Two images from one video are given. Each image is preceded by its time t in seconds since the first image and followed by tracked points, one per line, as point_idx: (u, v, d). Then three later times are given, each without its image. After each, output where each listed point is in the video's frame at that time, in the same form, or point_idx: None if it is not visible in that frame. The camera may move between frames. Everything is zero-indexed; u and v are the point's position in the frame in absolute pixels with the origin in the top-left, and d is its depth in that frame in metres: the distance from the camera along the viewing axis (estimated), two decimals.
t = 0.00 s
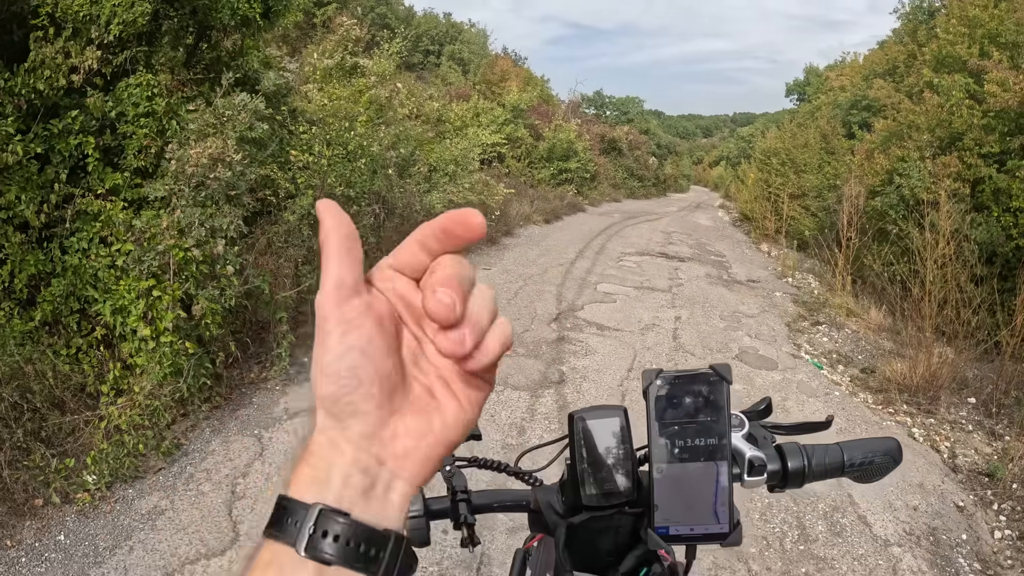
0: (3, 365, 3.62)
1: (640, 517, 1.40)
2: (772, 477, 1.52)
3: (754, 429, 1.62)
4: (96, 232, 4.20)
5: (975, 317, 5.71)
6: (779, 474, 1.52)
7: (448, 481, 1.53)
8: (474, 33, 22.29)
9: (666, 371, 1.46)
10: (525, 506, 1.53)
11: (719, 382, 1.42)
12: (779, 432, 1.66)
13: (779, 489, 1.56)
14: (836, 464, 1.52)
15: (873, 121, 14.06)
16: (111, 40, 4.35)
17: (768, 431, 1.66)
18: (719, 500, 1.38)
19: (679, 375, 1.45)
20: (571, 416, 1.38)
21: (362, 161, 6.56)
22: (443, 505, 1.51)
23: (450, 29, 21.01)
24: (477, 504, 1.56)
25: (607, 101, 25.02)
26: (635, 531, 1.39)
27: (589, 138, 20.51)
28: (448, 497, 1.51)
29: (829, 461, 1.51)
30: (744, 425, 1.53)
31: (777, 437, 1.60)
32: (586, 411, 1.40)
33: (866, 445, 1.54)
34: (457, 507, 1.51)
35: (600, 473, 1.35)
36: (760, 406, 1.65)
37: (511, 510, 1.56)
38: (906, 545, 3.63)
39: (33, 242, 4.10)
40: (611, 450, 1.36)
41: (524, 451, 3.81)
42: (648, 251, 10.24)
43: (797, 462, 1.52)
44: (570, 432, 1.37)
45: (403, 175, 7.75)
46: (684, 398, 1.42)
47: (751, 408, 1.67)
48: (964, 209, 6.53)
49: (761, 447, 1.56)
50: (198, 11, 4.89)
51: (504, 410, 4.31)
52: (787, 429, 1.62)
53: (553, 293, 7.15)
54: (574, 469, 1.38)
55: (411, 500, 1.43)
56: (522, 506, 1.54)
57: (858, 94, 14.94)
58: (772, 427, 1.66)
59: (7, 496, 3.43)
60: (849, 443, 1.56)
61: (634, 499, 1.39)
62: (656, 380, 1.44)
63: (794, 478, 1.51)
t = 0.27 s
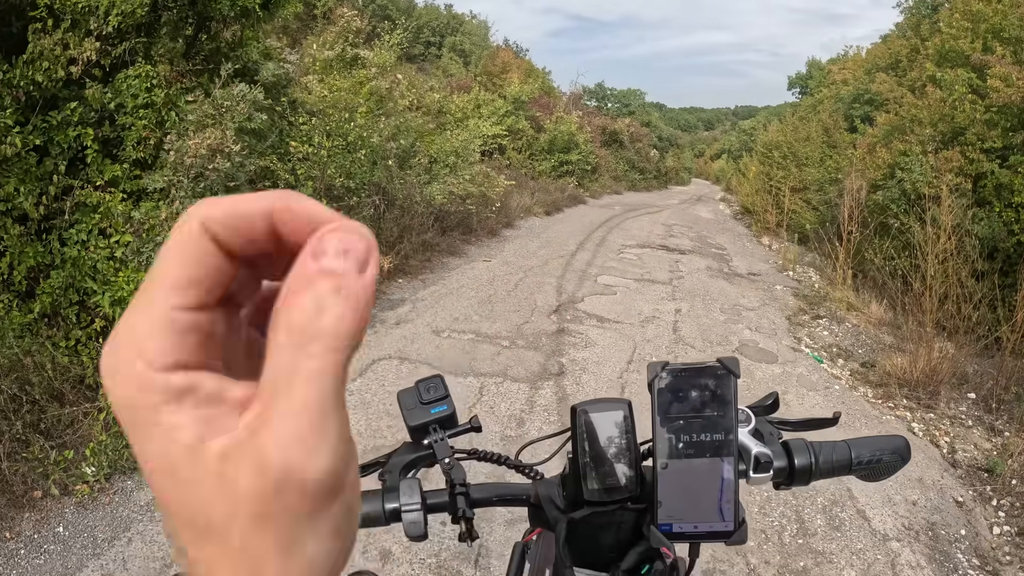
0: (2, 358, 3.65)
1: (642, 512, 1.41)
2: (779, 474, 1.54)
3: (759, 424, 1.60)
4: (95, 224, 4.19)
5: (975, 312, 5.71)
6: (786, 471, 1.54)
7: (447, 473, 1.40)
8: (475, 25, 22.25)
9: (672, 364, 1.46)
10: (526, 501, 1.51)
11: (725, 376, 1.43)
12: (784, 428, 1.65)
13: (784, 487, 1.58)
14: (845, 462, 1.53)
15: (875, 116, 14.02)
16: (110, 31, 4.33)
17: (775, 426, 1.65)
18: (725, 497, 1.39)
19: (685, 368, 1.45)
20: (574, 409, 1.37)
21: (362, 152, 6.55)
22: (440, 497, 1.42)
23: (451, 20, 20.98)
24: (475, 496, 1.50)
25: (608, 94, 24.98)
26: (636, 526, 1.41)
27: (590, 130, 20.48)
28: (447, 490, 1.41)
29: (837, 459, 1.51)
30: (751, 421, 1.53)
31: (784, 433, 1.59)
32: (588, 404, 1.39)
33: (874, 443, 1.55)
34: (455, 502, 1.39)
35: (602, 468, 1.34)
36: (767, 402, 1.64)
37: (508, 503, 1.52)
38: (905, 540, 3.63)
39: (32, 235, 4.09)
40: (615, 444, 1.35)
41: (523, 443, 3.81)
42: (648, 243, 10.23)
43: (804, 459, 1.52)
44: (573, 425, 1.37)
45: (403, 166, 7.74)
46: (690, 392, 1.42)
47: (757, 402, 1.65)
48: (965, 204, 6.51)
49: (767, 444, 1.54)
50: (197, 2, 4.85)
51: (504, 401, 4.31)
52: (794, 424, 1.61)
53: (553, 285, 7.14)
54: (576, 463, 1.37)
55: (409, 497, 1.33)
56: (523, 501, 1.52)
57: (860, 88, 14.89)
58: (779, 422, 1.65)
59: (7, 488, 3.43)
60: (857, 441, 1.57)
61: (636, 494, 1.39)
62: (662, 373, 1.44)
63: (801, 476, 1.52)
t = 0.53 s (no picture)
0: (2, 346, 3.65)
1: (661, 492, 1.36)
2: (799, 452, 1.52)
3: (778, 402, 1.61)
4: (95, 212, 4.20)
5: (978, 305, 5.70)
6: (806, 449, 1.53)
7: (458, 450, 1.40)
8: (476, 16, 22.20)
9: (692, 335, 1.41)
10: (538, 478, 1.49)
11: (746, 348, 1.40)
12: (801, 406, 1.67)
13: (803, 466, 1.56)
14: (864, 440, 1.52)
15: (877, 108, 13.98)
16: (109, 19, 4.34)
17: (792, 404, 1.65)
18: (747, 474, 1.39)
19: (705, 339, 1.41)
20: (589, 384, 1.33)
21: (363, 141, 6.56)
22: (451, 475, 1.40)
23: (452, 11, 20.94)
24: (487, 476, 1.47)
25: (610, 85, 24.99)
26: (654, 507, 1.36)
27: (592, 121, 20.45)
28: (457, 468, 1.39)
29: (857, 437, 1.51)
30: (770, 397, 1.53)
31: (802, 411, 1.59)
32: (601, 378, 1.35)
33: (893, 421, 1.54)
34: (466, 480, 1.37)
35: (619, 445, 1.29)
36: (786, 378, 1.65)
37: (522, 482, 1.52)
38: (907, 532, 3.63)
39: (32, 224, 4.12)
40: (631, 422, 1.30)
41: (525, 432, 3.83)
42: (650, 233, 10.22)
43: (824, 437, 1.51)
44: (588, 400, 1.33)
45: (404, 156, 7.75)
46: (711, 364, 1.39)
47: (775, 379, 1.66)
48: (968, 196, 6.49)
49: (786, 421, 1.55)
50: None
51: (505, 390, 4.33)
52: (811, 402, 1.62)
53: (555, 274, 7.15)
54: (592, 441, 1.33)
55: (418, 475, 1.27)
56: (534, 479, 1.50)
57: (863, 81, 14.84)
58: (796, 400, 1.65)
59: (6, 477, 3.35)
60: (877, 419, 1.56)
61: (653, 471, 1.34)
62: (682, 344, 1.39)
63: (821, 453, 1.51)
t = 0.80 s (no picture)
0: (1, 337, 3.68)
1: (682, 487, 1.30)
2: (822, 447, 1.52)
3: (800, 395, 1.60)
4: (95, 203, 4.21)
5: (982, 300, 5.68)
6: (829, 444, 1.52)
7: (469, 442, 1.37)
8: (479, 7, 22.14)
9: (717, 323, 1.42)
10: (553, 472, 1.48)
11: (772, 336, 1.41)
12: (823, 400, 1.66)
13: (825, 461, 1.56)
14: (889, 436, 1.52)
15: (881, 102, 13.93)
16: (108, 9, 4.33)
17: (813, 395, 1.64)
18: (773, 470, 1.38)
19: (729, 329, 1.42)
20: (609, 374, 1.34)
21: (364, 132, 6.55)
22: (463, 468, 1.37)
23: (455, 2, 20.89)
24: (499, 467, 1.48)
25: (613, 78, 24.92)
26: (674, 503, 1.31)
27: (595, 114, 20.40)
28: (470, 461, 1.36)
29: (881, 432, 1.51)
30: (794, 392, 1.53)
31: (826, 404, 1.58)
32: (622, 368, 1.36)
33: (918, 417, 1.54)
34: (479, 473, 1.35)
35: (638, 437, 1.29)
36: (809, 370, 1.63)
37: (537, 475, 1.51)
38: (909, 526, 3.63)
39: (32, 215, 4.12)
40: (652, 412, 1.30)
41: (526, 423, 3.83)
42: (652, 226, 10.21)
43: (849, 433, 1.51)
44: (608, 390, 1.33)
45: (406, 147, 7.74)
46: (737, 354, 1.40)
47: (798, 371, 1.63)
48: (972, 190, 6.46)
49: (809, 414, 1.54)
50: None
51: (507, 381, 4.33)
52: (835, 395, 1.61)
53: (557, 266, 7.14)
54: (612, 433, 1.32)
55: (428, 467, 1.26)
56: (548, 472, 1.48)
57: (867, 74, 14.78)
58: (817, 392, 1.64)
59: (6, 469, 3.37)
60: (900, 414, 1.56)
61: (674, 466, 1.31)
62: (706, 332, 1.40)
63: (845, 449, 1.51)
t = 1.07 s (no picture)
0: None
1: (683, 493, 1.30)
2: (828, 451, 1.51)
3: (805, 397, 1.58)
4: (93, 199, 4.19)
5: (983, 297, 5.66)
6: (835, 448, 1.51)
7: (469, 446, 1.35)
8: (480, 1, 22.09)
9: (723, 326, 1.39)
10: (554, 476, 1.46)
11: (779, 341, 1.39)
12: (828, 402, 1.65)
13: (830, 464, 1.55)
14: (895, 440, 1.52)
15: (883, 97, 13.89)
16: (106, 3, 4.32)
17: (818, 398, 1.63)
18: (778, 477, 1.36)
19: (736, 331, 1.39)
20: (611, 376, 1.33)
21: (365, 126, 6.53)
22: (463, 472, 1.35)
23: None
24: (499, 471, 1.46)
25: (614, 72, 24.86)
26: (677, 508, 1.30)
27: (596, 108, 20.36)
28: (469, 466, 1.35)
29: (887, 437, 1.51)
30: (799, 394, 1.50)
31: (831, 408, 1.57)
32: (625, 371, 1.35)
33: (924, 422, 1.54)
34: (479, 478, 1.33)
35: (641, 441, 1.29)
36: (814, 373, 1.61)
37: (538, 479, 1.49)
38: (909, 524, 3.62)
39: (29, 211, 4.11)
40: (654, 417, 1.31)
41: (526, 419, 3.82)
42: (653, 220, 10.19)
43: (854, 437, 1.50)
44: (610, 392, 1.32)
45: (406, 141, 7.73)
46: (744, 357, 1.37)
47: (804, 374, 1.62)
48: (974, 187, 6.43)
49: (815, 418, 1.52)
50: None
51: (507, 376, 4.32)
52: (840, 399, 1.60)
53: (557, 261, 7.13)
54: (615, 437, 1.32)
55: (427, 472, 1.23)
56: (550, 477, 1.47)
57: (869, 69, 14.74)
58: (823, 394, 1.63)
59: (5, 466, 3.35)
60: (906, 418, 1.56)
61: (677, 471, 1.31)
62: (713, 335, 1.37)
63: (850, 453, 1.50)
